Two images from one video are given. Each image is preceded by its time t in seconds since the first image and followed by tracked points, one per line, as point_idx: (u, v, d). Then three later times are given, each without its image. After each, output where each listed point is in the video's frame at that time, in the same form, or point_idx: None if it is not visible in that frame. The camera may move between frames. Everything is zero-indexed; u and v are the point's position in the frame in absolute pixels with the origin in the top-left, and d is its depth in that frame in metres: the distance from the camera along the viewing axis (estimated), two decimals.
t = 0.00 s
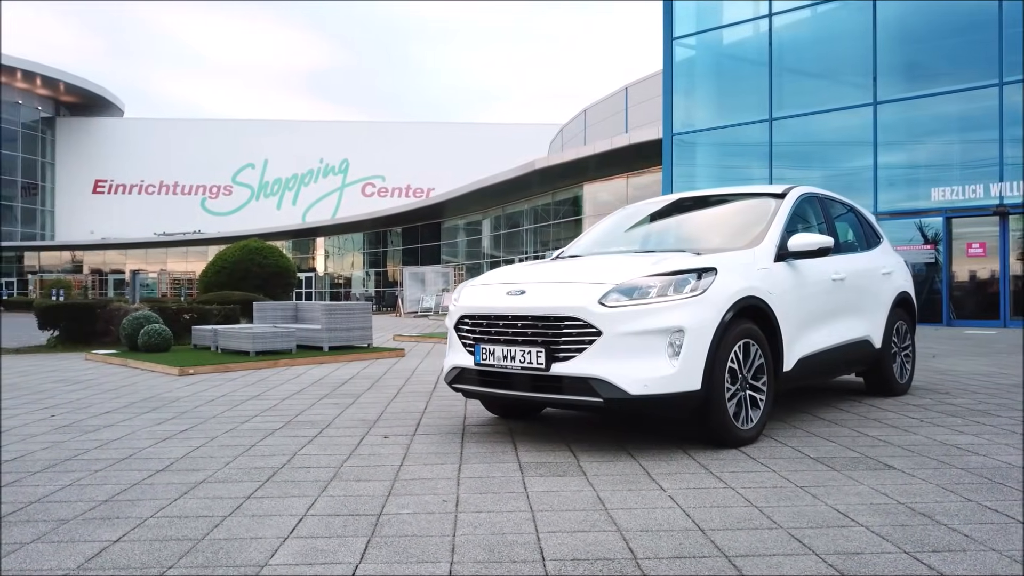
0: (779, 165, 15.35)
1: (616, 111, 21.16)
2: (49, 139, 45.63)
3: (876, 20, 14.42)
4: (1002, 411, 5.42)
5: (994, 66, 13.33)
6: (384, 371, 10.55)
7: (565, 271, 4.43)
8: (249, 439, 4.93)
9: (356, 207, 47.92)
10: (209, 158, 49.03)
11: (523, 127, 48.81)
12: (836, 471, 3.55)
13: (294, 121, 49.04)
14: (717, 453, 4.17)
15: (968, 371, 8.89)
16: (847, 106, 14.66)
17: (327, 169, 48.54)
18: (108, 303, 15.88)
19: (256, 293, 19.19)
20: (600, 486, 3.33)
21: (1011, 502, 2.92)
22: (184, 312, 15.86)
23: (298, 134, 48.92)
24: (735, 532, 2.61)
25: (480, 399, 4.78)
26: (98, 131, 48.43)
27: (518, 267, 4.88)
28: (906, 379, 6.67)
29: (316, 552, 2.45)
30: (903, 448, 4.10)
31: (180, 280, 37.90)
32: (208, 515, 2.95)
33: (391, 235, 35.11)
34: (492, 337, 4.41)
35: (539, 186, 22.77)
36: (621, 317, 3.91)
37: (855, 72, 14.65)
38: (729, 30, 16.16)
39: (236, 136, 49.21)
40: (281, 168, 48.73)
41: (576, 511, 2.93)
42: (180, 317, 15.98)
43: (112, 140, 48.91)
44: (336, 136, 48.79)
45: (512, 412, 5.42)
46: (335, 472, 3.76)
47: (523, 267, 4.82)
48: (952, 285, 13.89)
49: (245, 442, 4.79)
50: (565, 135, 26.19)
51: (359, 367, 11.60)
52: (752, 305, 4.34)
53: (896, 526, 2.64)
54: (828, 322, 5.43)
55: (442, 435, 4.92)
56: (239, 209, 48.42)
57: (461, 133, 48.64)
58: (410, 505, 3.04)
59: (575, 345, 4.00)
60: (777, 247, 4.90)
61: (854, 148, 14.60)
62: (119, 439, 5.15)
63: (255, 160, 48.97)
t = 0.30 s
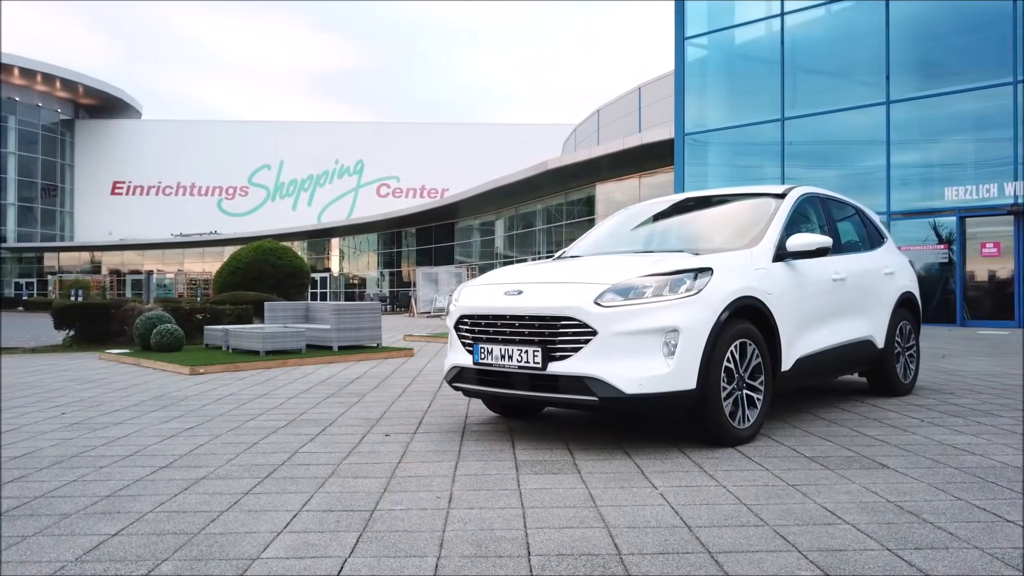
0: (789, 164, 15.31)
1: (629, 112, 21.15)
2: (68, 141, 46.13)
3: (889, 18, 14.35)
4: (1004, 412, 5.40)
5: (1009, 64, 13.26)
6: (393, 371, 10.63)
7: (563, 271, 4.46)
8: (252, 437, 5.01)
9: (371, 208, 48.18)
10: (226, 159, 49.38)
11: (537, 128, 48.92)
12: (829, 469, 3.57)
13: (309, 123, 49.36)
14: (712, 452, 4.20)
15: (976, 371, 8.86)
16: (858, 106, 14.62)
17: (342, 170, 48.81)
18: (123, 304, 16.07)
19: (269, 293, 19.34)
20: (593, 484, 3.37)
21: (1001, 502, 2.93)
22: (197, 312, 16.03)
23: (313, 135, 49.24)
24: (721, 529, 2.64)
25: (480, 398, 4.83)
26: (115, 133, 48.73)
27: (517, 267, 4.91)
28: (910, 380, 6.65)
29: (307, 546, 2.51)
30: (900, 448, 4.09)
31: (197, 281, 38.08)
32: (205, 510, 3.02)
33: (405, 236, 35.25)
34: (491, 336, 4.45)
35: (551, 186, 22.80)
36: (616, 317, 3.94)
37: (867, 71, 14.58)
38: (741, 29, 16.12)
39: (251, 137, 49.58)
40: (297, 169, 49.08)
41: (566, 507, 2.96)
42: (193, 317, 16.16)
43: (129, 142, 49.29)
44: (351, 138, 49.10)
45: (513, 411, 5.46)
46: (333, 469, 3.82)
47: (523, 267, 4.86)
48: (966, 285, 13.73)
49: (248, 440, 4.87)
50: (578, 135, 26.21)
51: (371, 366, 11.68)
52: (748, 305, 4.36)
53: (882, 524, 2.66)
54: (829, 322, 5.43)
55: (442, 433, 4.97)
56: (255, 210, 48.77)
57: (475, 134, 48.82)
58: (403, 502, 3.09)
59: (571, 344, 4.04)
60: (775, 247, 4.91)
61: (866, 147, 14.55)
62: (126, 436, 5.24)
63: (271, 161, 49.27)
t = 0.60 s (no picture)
0: (798, 164, 15.26)
1: (642, 112, 21.13)
2: (87, 143, 46.63)
3: (903, 17, 14.30)
4: (1006, 412, 5.39)
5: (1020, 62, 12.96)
6: (402, 371, 10.70)
7: (561, 271, 4.50)
8: (256, 435, 5.08)
9: (385, 209, 48.43)
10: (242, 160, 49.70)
11: (552, 129, 49.04)
12: (822, 468, 3.58)
13: (324, 125, 49.68)
14: (706, 450, 4.23)
15: (985, 371, 8.82)
16: (869, 105, 14.57)
17: (357, 171, 49.05)
18: (137, 304, 16.26)
19: (283, 293, 19.46)
20: (586, 481, 3.40)
21: (990, 501, 2.93)
22: (209, 312, 16.21)
23: (328, 137, 49.53)
24: (707, 526, 2.67)
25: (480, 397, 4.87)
26: (133, 135, 49.07)
27: (516, 267, 4.95)
28: (914, 380, 6.65)
29: (299, 540, 2.56)
30: (896, 447, 4.11)
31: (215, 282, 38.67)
32: (204, 505, 3.09)
33: (419, 237, 35.37)
34: (489, 336, 4.49)
35: (563, 187, 22.83)
36: (611, 316, 3.97)
37: (881, 70, 14.55)
38: (754, 29, 16.02)
39: (267, 140, 49.94)
40: (313, 170, 49.38)
41: (556, 504, 3.00)
42: (206, 317, 16.34)
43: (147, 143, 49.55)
44: (366, 139, 49.37)
45: (515, 410, 5.49)
46: (330, 466, 3.88)
47: (522, 267, 4.90)
48: (979, 285, 13.73)
49: (251, 438, 4.94)
50: (591, 135, 26.22)
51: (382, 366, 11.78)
52: (744, 304, 4.38)
53: (869, 522, 2.67)
54: (829, 322, 5.43)
55: (442, 431, 5.02)
56: (271, 210, 49.08)
57: (490, 134, 48.98)
58: (397, 498, 3.14)
59: (567, 344, 4.07)
60: (773, 247, 4.92)
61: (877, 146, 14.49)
62: (133, 434, 5.33)
63: (286, 162, 49.55)
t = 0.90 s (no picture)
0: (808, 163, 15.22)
1: (655, 111, 21.12)
2: (104, 145, 47.08)
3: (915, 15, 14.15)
4: (1007, 412, 5.37)
5: None
6: (410, 371, 10.78)
7: (559, 271, 4.53)
8: (257, 433, 5.14)
9: (399, 209, 48.68)
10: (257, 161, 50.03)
11: (565, 130, 49.17)
12: (814, 468, 3.59)
13: (337, 126, 50.00)
14: (702, 450, 4.25)
15: (992, 372, 8.77)
16: (880, 104, 14.52)
17: (371, 172, 49.29)
18: (150, 304, 16.45)
19: (295, 294, 19.59)
20: (578, 480, 3.43)
21: (979, 501, 2.93)
22: (221, 312, 16.39)
23: (342, 138, 49.82)
24: (693, 524, 2.70)
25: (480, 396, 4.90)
26: (150, 137, 49.50)
27: (515, 268, 4.98)
28: (917, 380, 6.64)
29: (290, 536, 2.61)
30: (892, 447, 4.11)
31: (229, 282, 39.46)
32: (201, 501, 3.14)
33: (432, 238, 35.51)
34: (487, 336, 4.53)
35: (575, 187, 22.86)
36: (606, 317, 4.00)
37: (894, 68, 14.44)
38: (766, 28, 15.99)
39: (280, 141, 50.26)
40: (327, 171, 49.64)
41: (546, 502, 3.03)
42: (217, 317, 16.51)
43: (163, 145, 49.87)
44: (379, 140, 49.65)
45: (515, 409, 5.53)
46: (328, 464, 3.93)
47: (522, 267, 4.94)
48: (993, 284, 13.60)
49: (253, 436, 5.00)
50: (603, 135, 26.23)
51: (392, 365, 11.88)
52: (740, 305, 4.39)
53: (854, 521, 2.69)
54: (829, 322, 5.43)
55: (441, 431, 5.07)
56: (286, 211, 49.39)
57: (503, 135, 49.14)
58: (389, 496, 3.19)
59: (562, 344, 4.10)
60: (771, 247, 4.93)
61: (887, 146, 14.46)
62: (138, 432, 5.41)
63: (301, 163, 49.82)
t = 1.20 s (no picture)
0: (816, 163, 15.18)
1: (666, 111, 21.11)
2: (121, 147, 47.20)
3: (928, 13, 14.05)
4: (1007, 413, 5.34)
5: None
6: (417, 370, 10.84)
7: (554, 272, 4.56)
8: (257, 432, 5.20)
9: (412, 210, 48.88)
10: (271, 162, 50.19)
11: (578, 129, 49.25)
12: (804, 468, 3.61)
13: (351, 127, 50.27)
14: (694, 449, 4.26)
15: (997, 373, 8.71)
16: (889, 103, 14.46)
17: (385, 172, 49.52)
18: (161, 305, 16.59)
19: (307, 294, 19.67)
20: (567, 479, 3.45)
21: (965, 500, 2.93)
22: (230, 313, 16.52)
23: (355, 139, 50.06)
24: (678, 523, 2.72)
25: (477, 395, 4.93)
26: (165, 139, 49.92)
27: (512, 269, 5.01)
28: (918, 380, 6.62)
29: (279, 533, 2.65)
30: (886, 447, 4.11)
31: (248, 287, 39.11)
32: (195, 498, 3.20)
33: (445, 238, 35.63)
34: (482, 336, 4.57)
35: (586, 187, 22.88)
36: (598, 317, 4.02)
37: (906, 67, 14.35)
38: (776, 27, 15.92)
39: (294, 142, 50.52)
40: (340, 172, 49.86)
41: (533, 500, 3.06)
42: (227, 317, 16.64)
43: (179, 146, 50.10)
44: (393, 141, 49.86)
45: (514, 409, 5.55)
46: (323, 463, 3.98)
47: (519, 268, 4.97)
48: (1005, 284, 13.51)
49: (252, 435, 5.06)
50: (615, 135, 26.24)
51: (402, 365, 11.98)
52: (734, 305, 4.41)
53: (837, 519, 2.71)
54: (827, 322, 5.41)
55: (439, 430, 5.12)
56: (299, 211, 49.67)
57: (516, 135, 49.28)
58: (381, 493, 3.24)
59: (556, 344, 4.13)
60: (767, 248, 4.93)
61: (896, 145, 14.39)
62: (141, 431, 5.48)
63: (314, 164, 50.01)
